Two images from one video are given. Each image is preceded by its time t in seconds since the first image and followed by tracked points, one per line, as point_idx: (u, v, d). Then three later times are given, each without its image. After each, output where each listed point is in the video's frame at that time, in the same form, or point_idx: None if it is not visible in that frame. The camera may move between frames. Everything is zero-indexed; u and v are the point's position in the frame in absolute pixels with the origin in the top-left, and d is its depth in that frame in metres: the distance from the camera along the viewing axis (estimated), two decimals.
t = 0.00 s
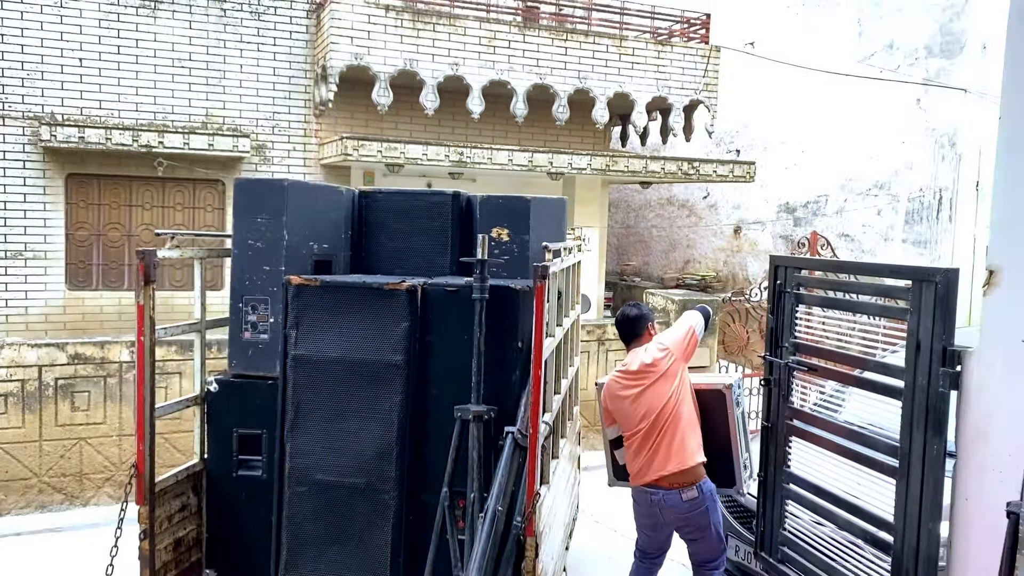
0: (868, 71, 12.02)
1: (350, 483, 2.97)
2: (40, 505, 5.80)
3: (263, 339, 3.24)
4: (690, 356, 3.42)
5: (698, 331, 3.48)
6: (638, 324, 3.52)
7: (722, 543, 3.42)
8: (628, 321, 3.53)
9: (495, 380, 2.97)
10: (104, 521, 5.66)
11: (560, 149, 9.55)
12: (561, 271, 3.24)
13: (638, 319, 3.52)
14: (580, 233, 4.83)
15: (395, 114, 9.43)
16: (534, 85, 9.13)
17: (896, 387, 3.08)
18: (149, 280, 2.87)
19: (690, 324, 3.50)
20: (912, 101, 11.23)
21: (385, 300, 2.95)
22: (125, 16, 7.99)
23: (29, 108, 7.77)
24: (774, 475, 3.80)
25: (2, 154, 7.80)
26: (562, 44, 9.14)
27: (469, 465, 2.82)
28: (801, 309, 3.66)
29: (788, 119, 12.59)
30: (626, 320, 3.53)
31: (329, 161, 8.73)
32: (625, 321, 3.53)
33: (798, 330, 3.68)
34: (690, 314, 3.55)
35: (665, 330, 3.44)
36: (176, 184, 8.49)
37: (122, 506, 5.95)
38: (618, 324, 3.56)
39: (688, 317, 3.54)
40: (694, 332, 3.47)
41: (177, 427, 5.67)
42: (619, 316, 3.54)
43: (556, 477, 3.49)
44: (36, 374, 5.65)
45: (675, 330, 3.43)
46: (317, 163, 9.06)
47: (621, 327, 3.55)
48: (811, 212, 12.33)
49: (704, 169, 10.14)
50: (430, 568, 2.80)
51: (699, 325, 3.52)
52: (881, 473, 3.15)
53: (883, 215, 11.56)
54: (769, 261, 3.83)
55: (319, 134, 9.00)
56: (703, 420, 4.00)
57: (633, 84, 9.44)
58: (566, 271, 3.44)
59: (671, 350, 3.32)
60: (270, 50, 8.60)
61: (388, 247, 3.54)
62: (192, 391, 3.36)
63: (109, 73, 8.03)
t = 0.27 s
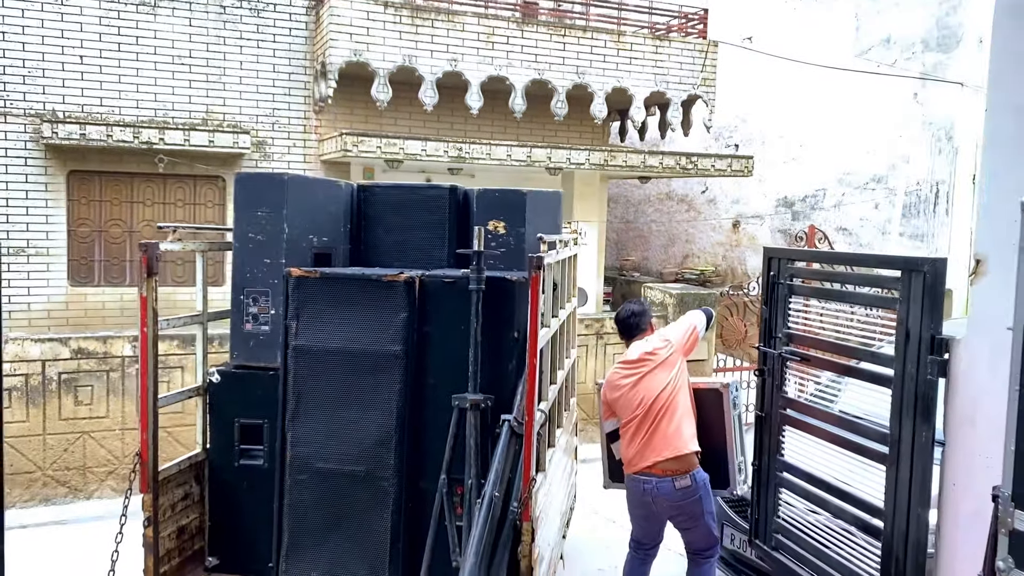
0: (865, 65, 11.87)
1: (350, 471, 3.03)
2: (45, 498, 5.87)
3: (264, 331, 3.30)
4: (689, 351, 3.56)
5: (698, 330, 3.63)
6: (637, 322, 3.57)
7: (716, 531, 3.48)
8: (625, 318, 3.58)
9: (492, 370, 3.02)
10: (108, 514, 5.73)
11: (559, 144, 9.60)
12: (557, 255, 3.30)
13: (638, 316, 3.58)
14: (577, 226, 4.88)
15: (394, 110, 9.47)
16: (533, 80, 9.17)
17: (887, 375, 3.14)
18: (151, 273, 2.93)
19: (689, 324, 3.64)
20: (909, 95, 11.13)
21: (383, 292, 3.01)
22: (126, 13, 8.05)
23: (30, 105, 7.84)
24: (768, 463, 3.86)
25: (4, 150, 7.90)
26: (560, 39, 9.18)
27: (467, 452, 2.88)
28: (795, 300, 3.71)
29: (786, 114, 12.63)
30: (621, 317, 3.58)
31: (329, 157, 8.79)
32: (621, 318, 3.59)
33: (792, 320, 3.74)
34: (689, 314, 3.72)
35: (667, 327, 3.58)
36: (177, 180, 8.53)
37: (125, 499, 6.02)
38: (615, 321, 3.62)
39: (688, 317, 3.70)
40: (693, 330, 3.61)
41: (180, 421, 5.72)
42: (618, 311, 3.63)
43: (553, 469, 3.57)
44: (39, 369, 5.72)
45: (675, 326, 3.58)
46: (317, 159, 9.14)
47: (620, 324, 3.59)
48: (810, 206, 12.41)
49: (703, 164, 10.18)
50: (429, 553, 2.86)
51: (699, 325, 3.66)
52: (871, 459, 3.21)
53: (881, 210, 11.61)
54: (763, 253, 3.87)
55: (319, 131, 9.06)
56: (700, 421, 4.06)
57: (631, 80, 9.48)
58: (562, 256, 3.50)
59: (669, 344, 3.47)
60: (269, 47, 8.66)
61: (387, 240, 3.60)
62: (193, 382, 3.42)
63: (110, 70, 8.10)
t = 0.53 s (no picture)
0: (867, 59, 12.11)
1: (347, 464, 3.07)
2: (48, 493, 5.92)
3: (261, 326, 3.34)
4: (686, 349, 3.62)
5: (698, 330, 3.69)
6: (633, 322, 3.62)
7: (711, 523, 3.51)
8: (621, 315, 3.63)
9: (486, 365, 3.05)
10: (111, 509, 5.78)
11: (559, 140, 9.63)
12: (552, 252, 3.33)
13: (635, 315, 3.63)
14: (573, 222, 4.92)
15: (395, 106, 9.50)
16: (533, 76, 9.19)
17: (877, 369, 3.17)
18: (149, 269, 2.96)
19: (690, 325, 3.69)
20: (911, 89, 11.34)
21: (378, 287, 3.04)
22: (127, 11, 8.10)
23: (34, 104, 7.93)
24: (762, 457, 3.89)
25: (8, 149, 7.95)
26: (560, 35, 9.20)
27: (461, 446, 2.92)
28: (788, 294, 3.74)
29: (787, 109, 12.64)
30: (617, 315, 3.63)
31: (330, 153, 8.83)
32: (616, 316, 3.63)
33: (785, 314, 3.77)
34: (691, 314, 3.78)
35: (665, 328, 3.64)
36: (179, 177, 8.59)
37: (128, 494, 6.07)
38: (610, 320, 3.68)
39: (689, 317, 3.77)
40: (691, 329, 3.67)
41: (180, 417, 5.76)
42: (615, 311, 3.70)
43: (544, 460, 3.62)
44: (42, 365, 5.76)
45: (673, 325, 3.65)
46: (318, 156, 9.19)
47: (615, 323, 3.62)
48: (811, 200, 12.43)
49: (703, 159, 10.20)
50: (424, 546, 2.89)
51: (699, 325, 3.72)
52: (863, 452, 3.24)
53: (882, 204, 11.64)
54: (757, 248, 3.90)
55: (320, 128, 9.11)
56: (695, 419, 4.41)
57: (631, 75, 9.50)
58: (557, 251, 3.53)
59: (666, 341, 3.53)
60: (271, 44, 8.74)
61: (383, 236, 3.64)
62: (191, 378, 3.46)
63: (112, 68, 8.16)
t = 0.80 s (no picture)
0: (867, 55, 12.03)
1: (335, 460, 3.08)
2: (47, 489, 5.94)
3: (251, 323, 3.35)
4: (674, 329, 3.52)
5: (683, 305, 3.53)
6: (619, 306, 3.55)
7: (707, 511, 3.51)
8: (607, 299, 3.57)
9: (473, 361, 3.06)
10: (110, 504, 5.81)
11: (559, 137, 9.61)
12: (540, 248, 3.35)
13: (620, 298, 3.56)
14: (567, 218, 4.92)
15: (395, 103, 9.50)
16: (533, 72, 9.18)
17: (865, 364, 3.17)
18: (137, 265, 2.97)
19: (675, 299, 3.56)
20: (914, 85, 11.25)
21: (366, 284, 3.05)
22: (128, 9, 8.15)
23: (35, 101, 7.96)
24: (753, 453, 3.89)
25: (10, 146, 7.96)
26: (560, 31, 9.18)
27: (448, 442, 2.93)
28: (779, 290, 3.73)
29: (789, 105, 12.61)
30: (602, 300, 3.57)
31: (331, 150, 8.85)
32: (602, 299, 3.58)
33: (776, 310, 3.76)
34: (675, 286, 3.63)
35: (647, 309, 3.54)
36: (180, 174, 8.62)
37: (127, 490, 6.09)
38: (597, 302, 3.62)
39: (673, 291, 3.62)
40: (675, 306, 3.53)
41: (177, 412, 5.78)
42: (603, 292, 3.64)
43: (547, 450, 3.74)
44: (41, 361, 5.79)
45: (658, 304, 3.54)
46: (319, 153, 9.22)
47: (600, 310, 3.57)
48: (813, 196, 12.43)
49: (704, 155, 10.18)
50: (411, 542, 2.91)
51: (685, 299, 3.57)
52: (851, 448, 3.25)
53: (883, 201, 11.64)
54: (748, 243, 3.90)
55: (321, 124, 9.13)
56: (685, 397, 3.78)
57: (632, 71, 9.48)
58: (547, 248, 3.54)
59: (651, 327, 3.46)
60: (271, 41, 8.77)
61: (374, 233, 3.64)
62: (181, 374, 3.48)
63: (112, 65, 8.20)
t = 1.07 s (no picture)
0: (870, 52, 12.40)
1: (317, 456, 3.07)
2: (45, 484, 5.97)
3: (234, 319, 3.34)
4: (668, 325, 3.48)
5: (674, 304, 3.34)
6: (615, 297, 3.48)
7: (696, 495, 3.59)
8: (602, 289, 3.49)
9: (453, 358, 3.04)
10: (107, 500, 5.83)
11: (560, 134, 9.58)
12: (523, 243, 3.33)
13: (616, 290, 3.48)
14: (558, 214, 4.91)
15: (396, 100, 9.48)
16: (535, 69, 9.16)
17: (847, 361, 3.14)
18: (118, 261, 2.99)
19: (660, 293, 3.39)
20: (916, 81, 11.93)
21: (347, 279, 3.04)
22: (131, 7, 8.19)
23: (37, 99, 8.00)
24: (742, 450, 3.87)
25: (13, 143, 7.99)
26: (562, 28, 9.15)
27: (427, 438, 2.93)
28: (768, 287, 3.70)
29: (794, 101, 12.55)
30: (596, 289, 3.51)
31: (332, 147, 8.85)
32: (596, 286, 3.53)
33: (765, 306, 3.72)
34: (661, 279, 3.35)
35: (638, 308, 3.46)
36: (182, 171, 8.63)
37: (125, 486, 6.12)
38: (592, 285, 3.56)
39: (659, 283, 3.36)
40: (660, 302, 3.36)
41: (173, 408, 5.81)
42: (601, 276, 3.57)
43: (537, 439, 3.84)
44: (39, 357, 5.82)
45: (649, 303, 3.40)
46: (321, 150, 9.24)
47: (596, 303, 3.51)
48: (816, 193, 12.53)
49: (707, 152, 10.13)
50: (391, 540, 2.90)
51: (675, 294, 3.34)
52: (834, 445, 3.22)
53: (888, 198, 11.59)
54: (739, 239, 3.86)
55: (322, 122, 9.15)
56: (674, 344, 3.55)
57: (634, 67, 9.45)
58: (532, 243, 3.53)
59: (645, 329, 3.43)
60: (273, 38, 8.80)
61: (359, 229, 3.64)
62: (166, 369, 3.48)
63: (114, 63, 8.23)
